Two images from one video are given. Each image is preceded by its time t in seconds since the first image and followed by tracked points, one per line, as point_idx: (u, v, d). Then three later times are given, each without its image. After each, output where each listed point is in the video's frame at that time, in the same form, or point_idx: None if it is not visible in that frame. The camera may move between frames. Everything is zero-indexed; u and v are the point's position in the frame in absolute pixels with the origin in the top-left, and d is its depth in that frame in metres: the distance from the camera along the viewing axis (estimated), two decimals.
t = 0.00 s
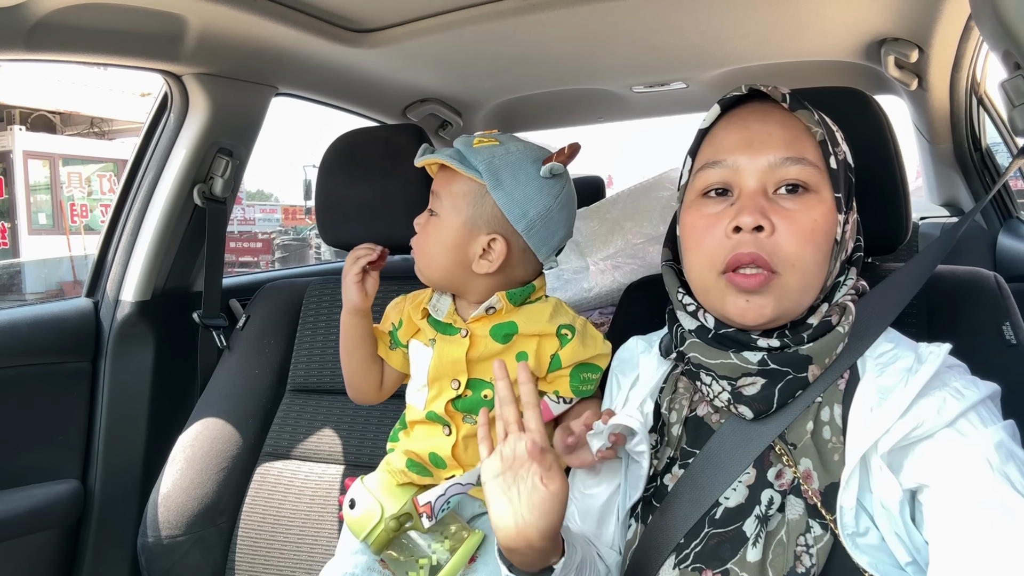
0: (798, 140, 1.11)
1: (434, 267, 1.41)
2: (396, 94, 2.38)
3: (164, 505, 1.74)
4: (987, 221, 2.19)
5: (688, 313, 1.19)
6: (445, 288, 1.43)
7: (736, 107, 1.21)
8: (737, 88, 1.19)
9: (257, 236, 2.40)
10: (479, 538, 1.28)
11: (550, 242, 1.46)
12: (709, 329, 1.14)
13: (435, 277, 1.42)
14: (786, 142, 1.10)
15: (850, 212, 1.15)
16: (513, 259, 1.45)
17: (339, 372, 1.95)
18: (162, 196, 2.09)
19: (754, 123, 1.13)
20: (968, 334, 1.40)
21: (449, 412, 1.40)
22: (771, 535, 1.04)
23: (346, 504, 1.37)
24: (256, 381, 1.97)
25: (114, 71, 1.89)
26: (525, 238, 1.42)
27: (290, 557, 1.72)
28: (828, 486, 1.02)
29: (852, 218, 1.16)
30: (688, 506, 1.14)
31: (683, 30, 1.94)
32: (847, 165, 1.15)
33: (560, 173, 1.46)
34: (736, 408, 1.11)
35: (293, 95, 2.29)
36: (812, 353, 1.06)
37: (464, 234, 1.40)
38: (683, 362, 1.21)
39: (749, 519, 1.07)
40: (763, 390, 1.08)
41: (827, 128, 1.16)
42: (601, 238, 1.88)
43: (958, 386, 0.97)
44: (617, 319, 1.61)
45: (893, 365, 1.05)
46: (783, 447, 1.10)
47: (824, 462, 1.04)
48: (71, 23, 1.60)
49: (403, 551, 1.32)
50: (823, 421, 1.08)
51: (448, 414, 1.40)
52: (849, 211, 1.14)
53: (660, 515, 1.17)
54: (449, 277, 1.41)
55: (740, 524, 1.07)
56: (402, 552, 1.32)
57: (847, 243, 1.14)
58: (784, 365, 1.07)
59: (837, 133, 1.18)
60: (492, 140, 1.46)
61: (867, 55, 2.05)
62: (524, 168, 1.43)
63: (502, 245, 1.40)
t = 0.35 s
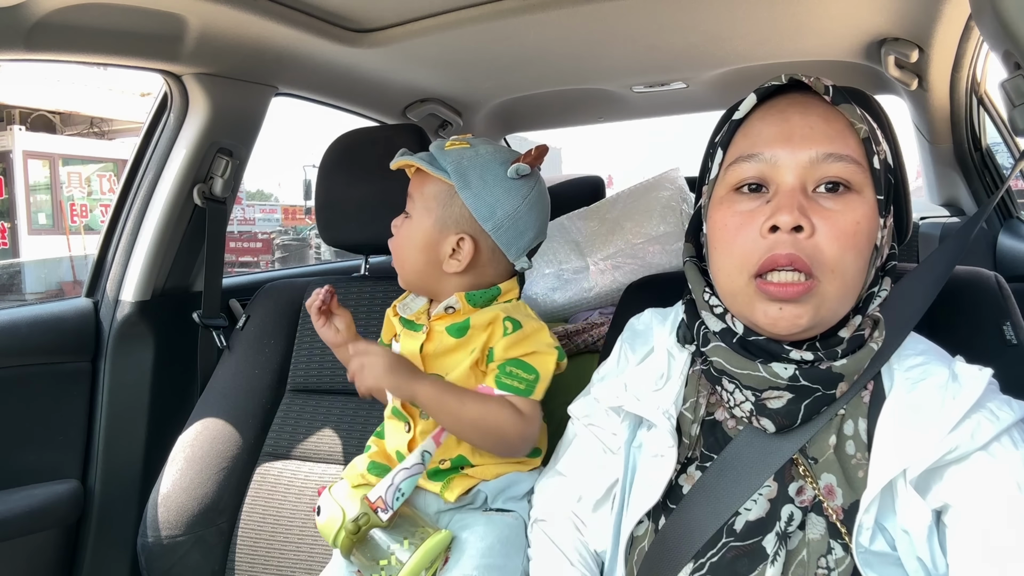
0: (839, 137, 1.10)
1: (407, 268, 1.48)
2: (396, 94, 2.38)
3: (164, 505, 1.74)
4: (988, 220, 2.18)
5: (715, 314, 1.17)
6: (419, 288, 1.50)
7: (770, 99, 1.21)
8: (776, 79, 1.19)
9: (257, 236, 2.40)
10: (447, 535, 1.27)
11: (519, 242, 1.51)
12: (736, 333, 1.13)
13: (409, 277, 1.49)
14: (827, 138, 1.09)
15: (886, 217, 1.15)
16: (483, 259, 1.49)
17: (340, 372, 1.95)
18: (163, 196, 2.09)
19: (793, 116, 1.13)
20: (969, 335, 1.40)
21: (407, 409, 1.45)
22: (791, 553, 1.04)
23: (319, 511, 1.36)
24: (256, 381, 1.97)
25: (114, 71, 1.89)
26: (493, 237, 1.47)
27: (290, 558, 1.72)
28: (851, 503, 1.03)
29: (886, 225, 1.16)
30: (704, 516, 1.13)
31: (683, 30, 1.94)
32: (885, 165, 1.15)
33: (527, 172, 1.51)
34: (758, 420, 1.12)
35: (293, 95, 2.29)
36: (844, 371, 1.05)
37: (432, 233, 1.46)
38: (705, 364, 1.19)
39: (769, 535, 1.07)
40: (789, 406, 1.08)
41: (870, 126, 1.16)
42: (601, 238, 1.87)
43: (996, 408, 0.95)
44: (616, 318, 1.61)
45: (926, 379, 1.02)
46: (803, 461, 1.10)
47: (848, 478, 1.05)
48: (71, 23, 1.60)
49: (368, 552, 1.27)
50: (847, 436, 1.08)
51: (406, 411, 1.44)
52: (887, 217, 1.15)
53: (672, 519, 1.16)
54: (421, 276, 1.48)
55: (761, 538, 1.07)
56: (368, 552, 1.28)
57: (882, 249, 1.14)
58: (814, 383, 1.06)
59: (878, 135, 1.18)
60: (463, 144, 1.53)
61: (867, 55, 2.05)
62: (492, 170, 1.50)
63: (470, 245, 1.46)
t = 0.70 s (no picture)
0: (810, 132, 1.08)
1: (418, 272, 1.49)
2: (396, 94, 2.38)
3: (164, 505, 1.74)
4: (988, 221, 2.18)
5: (698, 325, 1.16)
6: (433, 291, 1.52)
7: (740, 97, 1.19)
8: (744, 75, 1.18)
9: (257, 236, 2.40)
10: (441, 532, 1.31)
11: (528, 234, 1.55)
12: (720, 344, 1.11)
13: (420, 280, 1.51)
14: (796, 134, 1.07)
15: (875, 214, 1.12)
16: (493, 255, 1.51)
17: (340, 372, 1.95)
18: (162, 196, 2.08)
19: (761, 114, 1.12)
20: (969, 335, 1.40)
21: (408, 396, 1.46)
22: None
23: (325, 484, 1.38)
24: (256, 381, 1.97)
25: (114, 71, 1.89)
26: (505, 234, 1.50)
27: (289, 558, 1.72)
28: (858, 526, 1.01)
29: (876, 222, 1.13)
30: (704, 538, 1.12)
31: (684, 29, 1.94)
32: (872, 159, 1.12)
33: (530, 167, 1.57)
34: (752, 439, 1.10)
35: (293, 95, 2.29)
36: (839, 385, 1.03)
37: (441, 235, 1.47)
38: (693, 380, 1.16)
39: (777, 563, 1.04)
40: (783, 423, 1.06)
41: (848, 119, 1.13)
42: (601, 238, 1.87)
43: (1015, 427, 0.91)
44: (616, 318, 1.61)
45: (936, 391, 0.97)
46: (805, 483, 1.05)
47: (853, 499, 1.02)
48: (72, 23, 1.60)
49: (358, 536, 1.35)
50: (849, 454, 1.05)
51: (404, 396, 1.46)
52: (874, 214, 1.12)
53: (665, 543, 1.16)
54: (434, 278, 1.50)
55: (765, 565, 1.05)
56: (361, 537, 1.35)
57: (868, 248, 1.11)
58: (805, 399, 1.03)
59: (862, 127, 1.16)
60: (460, 143, 1.55)
61: (867, 55, 2.05)
62: (495, 166, 1.52)
63: (481, 242, 1.47)
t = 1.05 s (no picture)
0: (757, 155, 1.05)
1: (493, 277, 1.49)
2: (395, 94, 2.38)
3: (163, 505, 1.74)
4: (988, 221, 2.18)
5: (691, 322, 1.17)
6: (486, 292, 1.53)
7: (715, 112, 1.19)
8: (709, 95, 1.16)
9: (256, 236, 2.40)
10: (447, 539, 1.30)
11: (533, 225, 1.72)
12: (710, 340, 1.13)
13: (485, 286, 1.49)
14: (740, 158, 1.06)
15: (854, 226, 1.07)
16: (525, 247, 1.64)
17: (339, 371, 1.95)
18: (162, 196, 2.08)
19: (715, 137, 1.10)
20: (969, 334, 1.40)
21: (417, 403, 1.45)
22: None
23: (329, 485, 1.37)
24: (256, 381, 1.97)
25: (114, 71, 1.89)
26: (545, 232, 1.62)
27: (289, 558, 1.71)
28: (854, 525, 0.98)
29: (855, 232, 1.07)
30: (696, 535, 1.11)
31: (683, 29, 1.94)
32: (849, 169, 1.05)
33: (523, 155, 1.70)
34: (729, 424, 1.11)
35: (294, 95, 2.29)
36: (818, 376, 1.06)
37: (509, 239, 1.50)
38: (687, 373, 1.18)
39: (766, 559, 1.03)
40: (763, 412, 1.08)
41: (810, 130, 1.06)
42: (601, 238, 1.87)
43: (996, 424, 0.92)
44: (617, 318, 1.61)
45: (926, 394, 0.99)
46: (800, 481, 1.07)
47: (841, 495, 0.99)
48: (71, 23, 1.60)
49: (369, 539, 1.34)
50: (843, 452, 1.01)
51: (415, 405, 1.45)
52: (852, 225, 1.07)
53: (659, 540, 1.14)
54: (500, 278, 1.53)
55: (757, 563, 1.04)
56: (368, 543, 1.34)
57: (844, 264, 1.06)
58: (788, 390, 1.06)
59: (840, 134, 1.06)
60: (487, 145, 1.58)
61: (867, 55, 2.05)
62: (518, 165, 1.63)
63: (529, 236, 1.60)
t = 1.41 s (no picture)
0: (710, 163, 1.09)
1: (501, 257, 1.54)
2: (395, 94, 2.38)
3: (164, 505, 1.74)
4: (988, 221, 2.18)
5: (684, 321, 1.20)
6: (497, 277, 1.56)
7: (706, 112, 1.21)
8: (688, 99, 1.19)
9: (256, 236, 2.40)
10: (444, 537, 1.29)
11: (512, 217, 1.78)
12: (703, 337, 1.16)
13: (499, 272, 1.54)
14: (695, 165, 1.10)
15: (810, 230, 1.06)
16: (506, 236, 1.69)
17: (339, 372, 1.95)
18: (162, 196, 2.08)
19: (683, 143, 1.16)
20: (969, 333, 1.40)
21: (414, 403, 1.46)
22: None
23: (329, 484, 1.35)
24: (256, 381, 1.97)
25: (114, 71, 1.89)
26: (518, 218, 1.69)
27: (289, 559, 1.71)
28: (839, 525, 0.99)
29: (814, 237, 1.06)
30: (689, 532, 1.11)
31: (683, 29, 1.94)
32: (801, 175, 1.05)
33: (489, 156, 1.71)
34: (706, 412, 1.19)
35: (294, 95, 2.29)
36: (789, 377, 1.09)
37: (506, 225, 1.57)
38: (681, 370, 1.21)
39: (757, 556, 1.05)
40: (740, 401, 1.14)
41: (763, 136, 1.07)
42: (601, 238, 1.87)
43: (983, 427, 0.89)
44: (616, 318, 1.61)
45: (915, 396, 0.96)
46: (788, 479, 1.06)
47: (829, 496, 1.01)
48: (71, 23, 1.60)
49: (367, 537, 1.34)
50: (831, 452, 1.03)
51: (414, 406, 1.46)
52: (807, 230, 1.06)
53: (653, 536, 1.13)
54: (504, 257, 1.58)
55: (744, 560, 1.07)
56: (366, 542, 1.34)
57: (803, 268, 1.06)
58: (762, 385, 1.10)
59: (795, 140, 1.06)
60: (457, 143, 1.61)
61: (867, 55, 2.05)
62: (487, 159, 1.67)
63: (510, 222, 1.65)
